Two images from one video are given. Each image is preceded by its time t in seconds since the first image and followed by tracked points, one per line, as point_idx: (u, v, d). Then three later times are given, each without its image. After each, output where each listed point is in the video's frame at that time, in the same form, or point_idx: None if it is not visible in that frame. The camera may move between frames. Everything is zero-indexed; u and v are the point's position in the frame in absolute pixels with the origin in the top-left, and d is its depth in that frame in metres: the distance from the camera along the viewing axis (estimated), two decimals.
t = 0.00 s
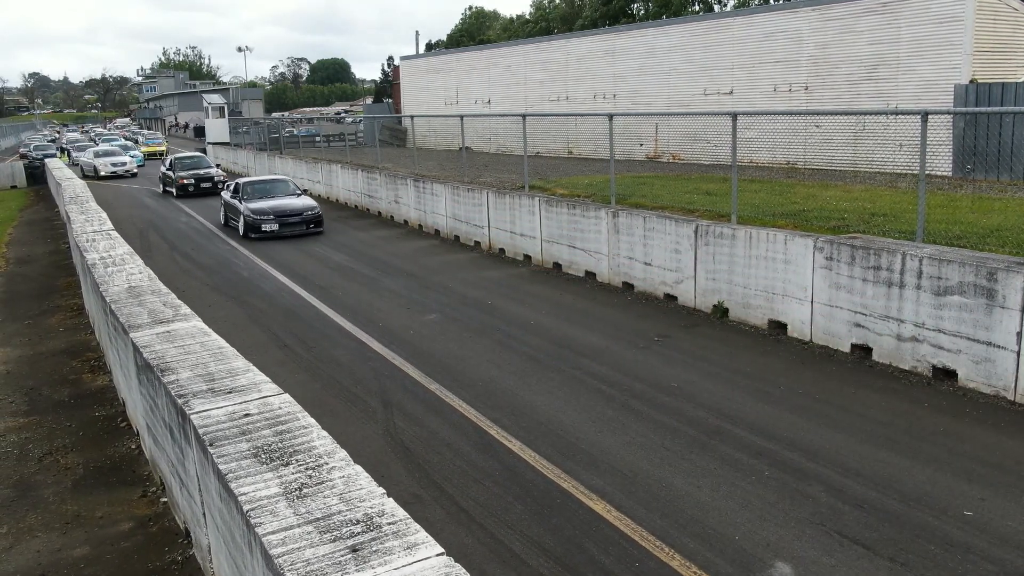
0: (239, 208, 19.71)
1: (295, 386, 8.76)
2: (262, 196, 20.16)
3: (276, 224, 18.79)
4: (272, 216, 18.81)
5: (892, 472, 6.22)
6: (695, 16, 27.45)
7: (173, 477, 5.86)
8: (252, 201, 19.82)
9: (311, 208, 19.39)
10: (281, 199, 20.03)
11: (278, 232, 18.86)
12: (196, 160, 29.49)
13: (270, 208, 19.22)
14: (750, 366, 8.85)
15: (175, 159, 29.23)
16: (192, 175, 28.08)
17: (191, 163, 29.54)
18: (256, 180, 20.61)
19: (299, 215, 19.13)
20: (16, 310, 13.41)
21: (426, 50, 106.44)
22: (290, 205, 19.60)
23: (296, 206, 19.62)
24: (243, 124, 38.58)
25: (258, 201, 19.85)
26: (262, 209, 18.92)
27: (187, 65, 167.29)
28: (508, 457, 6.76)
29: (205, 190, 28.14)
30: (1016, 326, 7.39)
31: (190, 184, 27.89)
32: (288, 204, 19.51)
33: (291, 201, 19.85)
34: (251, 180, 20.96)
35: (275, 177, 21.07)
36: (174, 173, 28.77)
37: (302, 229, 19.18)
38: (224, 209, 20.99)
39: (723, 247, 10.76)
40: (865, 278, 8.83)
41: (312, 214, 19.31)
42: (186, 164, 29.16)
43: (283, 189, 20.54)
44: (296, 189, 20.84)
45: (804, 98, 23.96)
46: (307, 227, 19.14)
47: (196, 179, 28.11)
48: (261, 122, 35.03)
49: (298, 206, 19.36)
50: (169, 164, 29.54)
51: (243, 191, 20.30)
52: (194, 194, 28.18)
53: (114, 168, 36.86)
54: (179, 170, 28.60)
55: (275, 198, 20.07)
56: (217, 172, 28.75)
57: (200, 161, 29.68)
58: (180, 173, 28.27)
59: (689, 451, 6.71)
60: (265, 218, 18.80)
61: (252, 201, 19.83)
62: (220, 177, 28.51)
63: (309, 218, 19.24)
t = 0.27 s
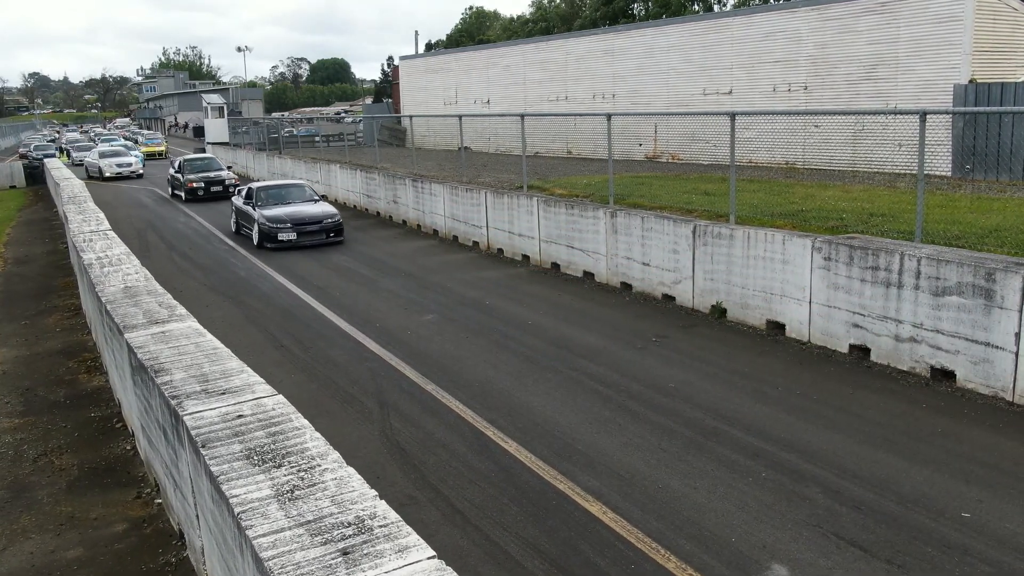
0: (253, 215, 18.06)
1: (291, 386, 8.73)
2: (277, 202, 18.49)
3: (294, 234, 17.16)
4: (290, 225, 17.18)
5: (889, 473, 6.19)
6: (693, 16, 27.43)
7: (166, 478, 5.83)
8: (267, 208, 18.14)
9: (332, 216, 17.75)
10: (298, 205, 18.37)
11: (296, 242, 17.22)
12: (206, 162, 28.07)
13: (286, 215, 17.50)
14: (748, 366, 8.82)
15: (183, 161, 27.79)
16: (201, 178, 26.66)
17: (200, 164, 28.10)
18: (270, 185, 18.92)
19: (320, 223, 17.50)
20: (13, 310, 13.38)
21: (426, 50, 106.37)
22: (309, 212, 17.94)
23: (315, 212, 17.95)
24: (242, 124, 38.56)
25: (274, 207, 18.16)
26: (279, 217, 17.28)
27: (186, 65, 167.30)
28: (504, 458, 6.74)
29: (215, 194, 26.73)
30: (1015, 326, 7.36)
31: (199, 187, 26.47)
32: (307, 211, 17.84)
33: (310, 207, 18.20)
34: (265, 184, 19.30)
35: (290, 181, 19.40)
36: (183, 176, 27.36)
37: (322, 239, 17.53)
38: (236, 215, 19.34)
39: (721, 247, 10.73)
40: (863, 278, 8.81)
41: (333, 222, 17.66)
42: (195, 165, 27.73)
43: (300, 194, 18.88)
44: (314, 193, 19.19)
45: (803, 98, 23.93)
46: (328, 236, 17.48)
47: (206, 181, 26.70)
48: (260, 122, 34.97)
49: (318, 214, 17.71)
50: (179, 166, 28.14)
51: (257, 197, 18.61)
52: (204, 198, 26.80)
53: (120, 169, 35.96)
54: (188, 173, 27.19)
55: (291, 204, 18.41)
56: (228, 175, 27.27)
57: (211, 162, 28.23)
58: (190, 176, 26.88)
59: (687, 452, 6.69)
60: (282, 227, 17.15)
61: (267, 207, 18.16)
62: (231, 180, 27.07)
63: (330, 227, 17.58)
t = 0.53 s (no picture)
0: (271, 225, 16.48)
1: (287, 387, 8.69)
2: (297, 210, 16.88)
3: (320, 247, 15.58)
4: (313, 236, 15.60)
5: (886, 476, 6.16)
6: (693, 16, 27.40)
7: (161, 481, 5.80)
8: (287, 217, 16.53)
9: (359, 226, 16.16)
10: (320, 214, 16.78)
11: (321, 255, 15.66)
12: (217, 165, 26.60)
13: (309, 227, 15.90)
14: (746, 368, 8.78)
15: (193, 165, 26.32)
16: (212, 183, 25.17)
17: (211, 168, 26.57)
18: (289, 192, 17.33)
19: (346, 234, 15.91)
20: (10, 311, 13.34)
21: (426, 50, 106.37)
22: (333, 221, 16.33)
23: (340, 222, 16.35)
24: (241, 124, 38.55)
25: (295, 217, 16.54)
26: (302, 228, 15.70)
27: (186, 65, 167.38)
28: (500, 460, 6.71)
29: (227, 199, 25.26)
30: (1014, 328, 7.32)
31: (211, 194, 25.03)
32: (331, 221, 16.25)
33: (333, 216, 16.60)
34: (282, 190, 17.69)
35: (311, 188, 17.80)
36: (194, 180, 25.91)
37: (348, 251, 15.95)
38: (251, 224, 17.74)
39: (720, 248, 10.69)
40: (862, 279, 8.77)
41: (360, 233, 16.08)
42: (207, 169, 26.26)
43: (321, 202, 17.28)
44: (336, 201, 17.59)
45: (803, 99, 23.90)
46: (354, 249, 15.92)
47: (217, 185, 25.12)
48: (259, 122, 34.94)
49: (343, 224, 16.11)
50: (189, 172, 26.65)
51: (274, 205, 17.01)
52: (216, 204, 25.25)
53: (127, 170, 34.71)
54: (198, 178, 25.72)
55: (313, 213, 16.81)
56: (240, 178, 25.73)
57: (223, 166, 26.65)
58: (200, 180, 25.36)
59: (684, 454, 6.65)
60: (306, 239, 15.56)
61: (286, 216, 16.56)
62: (244, 184, 25.57)
63: (357, 238, 15.98)
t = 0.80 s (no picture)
0: (296, 236, 14.73)
1: (284, 389, 8.65)
2: (322, 220, 15.12)
3: (353, 265, 13.87)
4: (345, 252, 13.87)
5: (885, 478, 6.13)
6: (692, 16, 27.37)
7: (155, 484, 5.76)
8: (314, 229, 14.76)
9: (395, 240, 14.41)
10: (348, 224, 15.01)
11: (353, 272, 13.95)
12: (229, 168, 24.91)
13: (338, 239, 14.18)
14: (745, 369, 8.74)
15: (204, 167, 24.68)
16: (223, 188, 23.51)
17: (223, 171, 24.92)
18: (313, 200, 15.59)
19: (381, 249, 14.16)
20: (7, 312, 13.31)
21: (426, 50, 106.35)
22: (364, 233, 14.59)
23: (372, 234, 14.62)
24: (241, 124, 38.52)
25: (323, 229, 14.76)
26: (332, 242, 13.97)
27: (186, 65, 167.40)
28: (497, 462, 6.68)
29: (240, 206, 23.61)
30: (1014, 329, 7.28)
31: (222, 200, 23.37)
32: (362, 233, 14.50)
33: (364, 228, 14.86)
34: (307, 197, 15.92)
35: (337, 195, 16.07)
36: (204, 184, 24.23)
37: (382, 267, 14.20)
38: (272, 233, 16.01)
39: (719, 249, 10.65)
40: (861, 280, 8.73)
41: (396, 247, 14.32)
42: (219, 173, 24.57)
43: (350, 212, 15.49)
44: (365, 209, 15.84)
45: (802, 99, 23.85)
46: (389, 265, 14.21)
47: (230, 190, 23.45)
48: (259, 122, 34.90)
49: (375, 236, 14.37)
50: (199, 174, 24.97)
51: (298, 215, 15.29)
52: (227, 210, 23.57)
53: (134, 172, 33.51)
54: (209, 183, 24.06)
55: (341, 224, 15.03)
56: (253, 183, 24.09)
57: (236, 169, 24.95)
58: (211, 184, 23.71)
59: (682, 456, 6.62)
60: (337, 255, 13.83)
61: (312, 228, 14.81)
62: (257, 189, 23.88)
63: (392, 253, 14.21)
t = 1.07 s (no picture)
0: (329, 252, 13.05)
1: (281, 390, 8.61)
2: (357, 235, 13.42)
3: (396, 285, 12.16)
4: (385, 270, 12.14)
5: (884, 480, 6.09)
6: (692, 16, 27.36)
7: (150, 486, 5.72)
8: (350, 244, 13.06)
9: (442, 256, 12.63)
10: (386, 239, 13.27)
11: (395, 294, 12.23)
12: (241, 172, 23.45)
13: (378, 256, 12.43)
14: (744, 370, 8.71)
15: (215, 171, 23.15)
16: (235, 194, 22.04)
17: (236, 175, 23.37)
18: (346, 212, 13.86)
19: (427, 267, 12.40)
20: (4, 312, 13.28)
21: (427, 50, 106.36)
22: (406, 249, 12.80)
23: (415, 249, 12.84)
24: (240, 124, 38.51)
25: (360, 244, 13.06)
26: (372, 260, 12.26)
27: (186, 65, 167.42)
28: (494, 464, 6.64)
29: (253, 213, 22.17)
30: (1015, 330, 7.24)
31: (234, 207, 21.94)
32: (406, 249, 12.74)
33: (405, 242, 13.04)
34: (338, 207, 14.24)
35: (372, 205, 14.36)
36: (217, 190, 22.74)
37: (428, 288, 12.42)
38: (298, 247, 14.36)
39: (718, 249, 10.62)
40: (861, 280, 8.69)
41: (443, 265, 12.54)
42: (230, 177, 23.11)
43: (386, 224, 13.76)
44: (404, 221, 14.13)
45: (802, 99, 23.81)
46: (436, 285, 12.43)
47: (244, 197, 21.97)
48: (259, 123, 34.87)
49: (420, 252, 12.58)
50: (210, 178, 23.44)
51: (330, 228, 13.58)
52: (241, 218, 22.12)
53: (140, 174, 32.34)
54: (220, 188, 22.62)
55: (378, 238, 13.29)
56: (269, 189, 22.60)
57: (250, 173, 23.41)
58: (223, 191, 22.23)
59: (680, 458, 6.58)
60: (378, 275, 12.11)
61: (346, 242, 13.11)
62: (272, 195, 22.42)
63: (439, 272, 12.45)
